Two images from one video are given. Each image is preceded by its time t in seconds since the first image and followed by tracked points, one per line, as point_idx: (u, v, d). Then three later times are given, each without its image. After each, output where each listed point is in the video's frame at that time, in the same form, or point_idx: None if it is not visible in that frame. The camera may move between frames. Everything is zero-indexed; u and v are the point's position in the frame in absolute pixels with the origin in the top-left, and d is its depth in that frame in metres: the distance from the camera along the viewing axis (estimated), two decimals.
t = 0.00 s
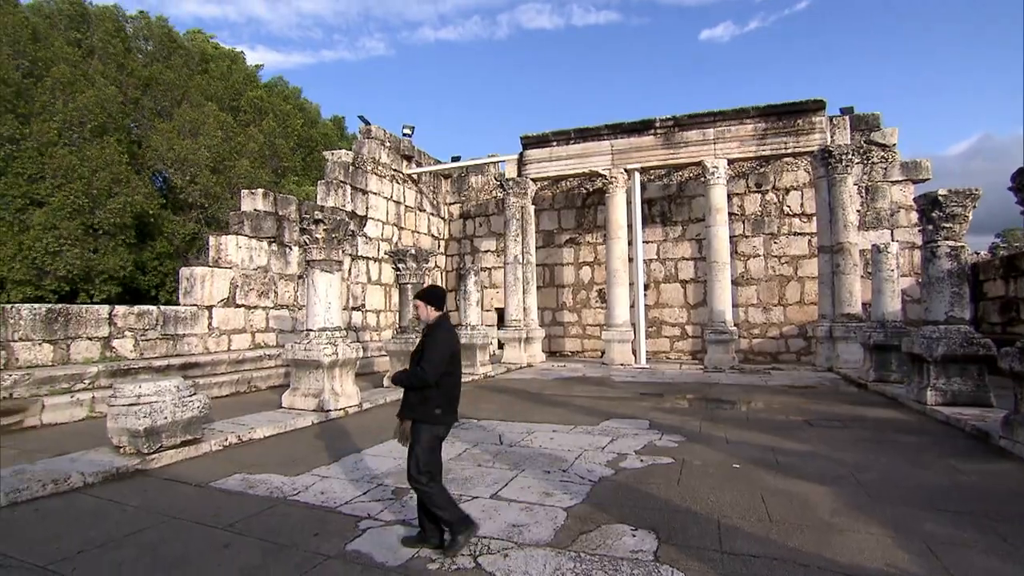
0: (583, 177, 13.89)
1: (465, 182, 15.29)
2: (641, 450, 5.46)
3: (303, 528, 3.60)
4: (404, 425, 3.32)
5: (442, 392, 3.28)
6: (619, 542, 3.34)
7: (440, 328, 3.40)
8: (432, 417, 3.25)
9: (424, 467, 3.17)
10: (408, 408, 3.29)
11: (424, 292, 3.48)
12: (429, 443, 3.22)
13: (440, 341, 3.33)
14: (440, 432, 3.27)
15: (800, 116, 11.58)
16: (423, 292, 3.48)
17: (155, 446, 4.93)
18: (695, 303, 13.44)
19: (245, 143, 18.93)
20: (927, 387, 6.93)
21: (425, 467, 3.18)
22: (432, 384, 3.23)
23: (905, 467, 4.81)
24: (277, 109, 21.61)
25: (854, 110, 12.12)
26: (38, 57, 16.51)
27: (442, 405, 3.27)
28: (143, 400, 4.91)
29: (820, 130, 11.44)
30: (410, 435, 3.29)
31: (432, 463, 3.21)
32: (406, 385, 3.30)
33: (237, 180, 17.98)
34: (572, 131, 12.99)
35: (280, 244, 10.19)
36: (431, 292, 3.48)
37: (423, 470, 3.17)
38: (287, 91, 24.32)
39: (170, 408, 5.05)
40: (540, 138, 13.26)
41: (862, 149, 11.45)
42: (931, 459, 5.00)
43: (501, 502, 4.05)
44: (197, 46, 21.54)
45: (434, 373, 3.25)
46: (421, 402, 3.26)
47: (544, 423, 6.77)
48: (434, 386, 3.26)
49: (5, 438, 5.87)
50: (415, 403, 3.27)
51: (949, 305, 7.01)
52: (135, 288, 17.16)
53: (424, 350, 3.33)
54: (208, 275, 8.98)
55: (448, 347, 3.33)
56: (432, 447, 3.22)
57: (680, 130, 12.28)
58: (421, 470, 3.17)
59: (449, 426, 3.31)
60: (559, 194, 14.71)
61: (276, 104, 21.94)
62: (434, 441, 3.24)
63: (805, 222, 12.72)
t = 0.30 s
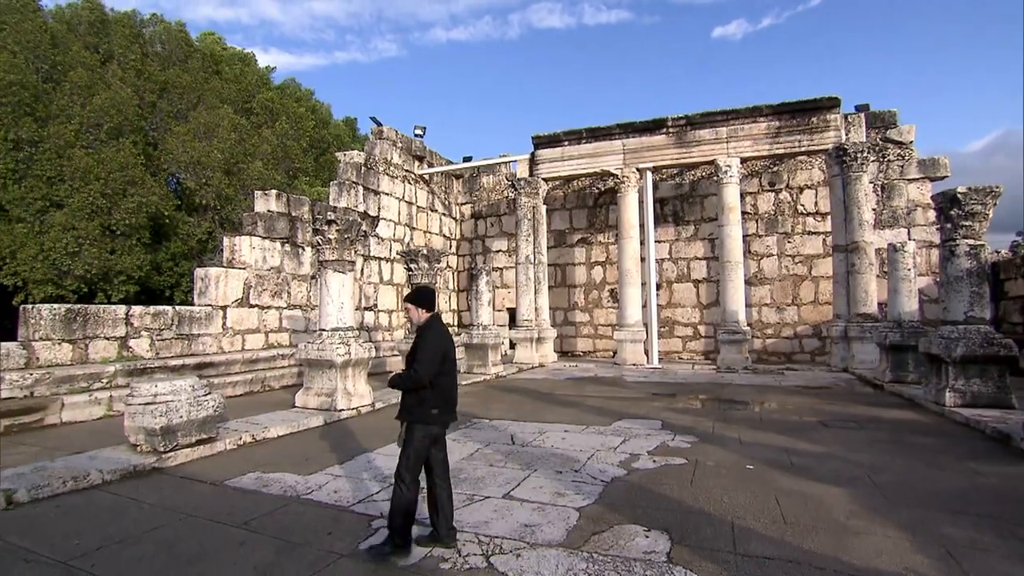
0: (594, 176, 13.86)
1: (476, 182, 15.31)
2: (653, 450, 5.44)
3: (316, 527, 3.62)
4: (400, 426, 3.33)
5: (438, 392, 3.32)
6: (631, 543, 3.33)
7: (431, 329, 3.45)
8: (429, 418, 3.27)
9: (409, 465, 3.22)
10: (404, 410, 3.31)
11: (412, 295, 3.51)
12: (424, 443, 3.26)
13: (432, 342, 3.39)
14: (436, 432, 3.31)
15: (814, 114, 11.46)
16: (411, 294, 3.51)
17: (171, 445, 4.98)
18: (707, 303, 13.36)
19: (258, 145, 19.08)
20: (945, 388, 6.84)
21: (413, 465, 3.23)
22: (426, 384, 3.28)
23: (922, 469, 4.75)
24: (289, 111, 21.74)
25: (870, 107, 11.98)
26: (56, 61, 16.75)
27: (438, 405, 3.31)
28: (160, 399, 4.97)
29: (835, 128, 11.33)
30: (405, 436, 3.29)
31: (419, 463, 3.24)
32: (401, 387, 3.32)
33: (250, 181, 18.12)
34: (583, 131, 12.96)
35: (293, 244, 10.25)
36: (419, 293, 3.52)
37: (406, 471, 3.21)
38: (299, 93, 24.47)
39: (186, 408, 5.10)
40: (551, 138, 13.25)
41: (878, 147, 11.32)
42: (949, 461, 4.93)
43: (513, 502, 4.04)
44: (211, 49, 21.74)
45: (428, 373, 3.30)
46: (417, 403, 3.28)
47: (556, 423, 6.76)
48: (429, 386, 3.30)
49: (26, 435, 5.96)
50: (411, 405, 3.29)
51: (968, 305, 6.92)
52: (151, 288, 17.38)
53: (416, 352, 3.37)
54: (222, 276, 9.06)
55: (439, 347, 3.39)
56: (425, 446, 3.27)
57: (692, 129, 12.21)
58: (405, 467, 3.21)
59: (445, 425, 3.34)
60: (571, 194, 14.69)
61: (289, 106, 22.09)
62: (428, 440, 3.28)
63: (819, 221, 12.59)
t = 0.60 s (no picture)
0: (605, 176, 13.82)
1: (487, 182, 15.32)
2: (666, 450, 5.41)
3: (328, 526, 3.64)
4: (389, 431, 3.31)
5: (426, 400, 3.28)
6: (643, 543, 3.32)
7: (424, 335, 3.41)
8: (416, 424, 3.24)
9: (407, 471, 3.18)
10: (392, 415, 3.28)
11: (407, 297, 3.47)
12: (413, 450, 3.23)
13: (424, 348, 3.35)
14: (426, 439, 3.27)
15: (828, 111, 11.35)
16: (405, 296, 3.47)
17: (186, 443, 5.03)
18: (719, 302, 13.28)
19: (271, 146, 19.22)
20: (964, 389, 6.76)
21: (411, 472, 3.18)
22: (416, 392, 3.24)
23: (939, 471, 4.69)
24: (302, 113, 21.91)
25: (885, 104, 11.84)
26: (74, 66, 17.00)
27: (427, 412, 3.27)
28: (175, 398, 5.01)
29: (849, 126, 11.20)
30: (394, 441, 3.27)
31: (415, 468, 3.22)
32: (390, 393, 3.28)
33: (263, 182, 18.27)
34: (594, 130, 12.92)
35: (305, 245, 10.32)
36: (413, 296, 3.47)
37: (404, 476, 3.17)
38: (312, 94, 24.64)
39: (200, 407, 5.15)
40: (562, 138, 13.23)
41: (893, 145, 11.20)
42: (967, 464, 4.86)
43: (525, 502, 4.04)
44: (225, 52, 21.93)
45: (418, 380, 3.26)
46: (406, 410, 3.25)
47: (567, 423, 6.75)
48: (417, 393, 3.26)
49: (45, 433, 6.05)
50: (400, 411, 3.26)
51: (987, 304, 6.85)
52: (166, 288, 17.60)
53: (407, 358, 3.33)
54: (235, 276, 9.14)
55: (431, 354, 3.34)
56: (415, 452, 3.23)
57: (704, 128, 12.14)
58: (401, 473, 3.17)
59: (434, 432, 3.30)
60: (582, 193, 14.66)
61: (301, 107, 22.25)
62: (417, 447, 3.24)
63: (833, 220, 12.46)
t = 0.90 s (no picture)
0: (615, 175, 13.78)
1: (497, 181, 15.33)
2: (676, 451, 5.39)
3: (339, 524, 3.65)
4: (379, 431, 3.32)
5: (415, 400, 3.29)
6: (654, 544, 3.31)
7: (412, 335, 3.42)
8: (406, 425, 3.25)
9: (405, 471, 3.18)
10: (382, 416, 3.29)
11: (395, 297, 3.47)
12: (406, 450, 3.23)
13: (412, 349, 3.35)
14: (416, 439, 3.28)
15: (840, 109, 11.24)
16: (393, 295, 3.47)
17: (199, 442, 5.08)
18: (730, 302, 13.21)
19: (282, 147, 19.32)
20: (980, 390, 6.67)
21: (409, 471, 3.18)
22: (405, 393, 3.25)
23: (955, 474, 4.62)
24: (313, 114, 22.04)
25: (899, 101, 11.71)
26: (89, 69, 17.22)
27: (417, 413, 3.29)
28: (187, 397, 5.05)
29: (862, 123, 11.08)
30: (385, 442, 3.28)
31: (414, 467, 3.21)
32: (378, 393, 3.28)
33: (274, 183, 18.39)
34: (604, 129, 12.89)
35: (316, 245, 10.38)
36: (401, 295, 3.48)
37: (403, 475, 3.17)
38: (322, 95, 24.77)
39: (212, 406, 5.19)
40: (572, 137, 13.22)
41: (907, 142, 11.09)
42: (983, 466, 4.80)
43: (535, 502, 4.04)
44: (236, 54, 22.08)
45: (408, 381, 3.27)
46: (396, 410, 3.26)
47: (577, 423, 6.74)
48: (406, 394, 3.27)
49: (61, 431, 6.12)
50: (390, 412, 3.27)
51: (1005, 303, 6.75)
52: (179, 288, 17.76)
53: (396, 358, 3.34)
54: (246, 277, 9.20)
55: (420, 355, 3.35)
56: (408, 452, 3.23)
57: (715, 126, 12.07)
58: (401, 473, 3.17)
59: (424, 432, 3.32)
60: (592, 192, 14.62)
61: (312, 108, 22.37)
62: (409, 448, 3.25)
63: (845, 219, 12.35)
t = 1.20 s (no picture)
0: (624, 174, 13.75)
1: (505, 181, 15.33)
2: (686, 450, 5.37)
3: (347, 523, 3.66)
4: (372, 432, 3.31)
5: (407, 399, 3.29)
6: (664, 544, 3.30)
7: (401, 334, 3.42)
8: (399, 425, 3.25)
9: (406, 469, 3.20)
10: (375, 417, 3.28)
11: (383, 296, 3.47)
12: (403, 450, 3.24)
13: (402, 348, 3.36)
14: (410, 438, 3.28)
15: (852, 106, 11.14)
16: (380, 294, 3.47)
17: (209, 440, 5.11)
18: (740, 301, 13.14)
19: (291, 147, 19.41)
20: (995, 390, 6.61)
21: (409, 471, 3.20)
22: (398, 393, 3.25)
23: (968, 475, 4.57)
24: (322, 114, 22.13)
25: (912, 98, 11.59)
26: (103, 72, 17.41)
27: (410, 411, 3.29)
28: (198, 396, 5.09)
29: (874, 121, 10.99)
30: (381, 442, 3.28)
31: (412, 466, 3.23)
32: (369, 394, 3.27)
33: (284, 183, 18.49)
34: (612, 128, 12.85)
35: (325, 245, 10.42)
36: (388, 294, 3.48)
37: (404, 476, 3.18)
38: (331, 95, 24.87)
39: (223, 405, 5.23)
40: (580, 137, 13.19)
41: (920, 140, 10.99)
42: (998, 467, 4.75)
43: (544, 501, 4.04)
44: (247, 54, 22.20)
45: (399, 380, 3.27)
46: (388, 410, 3.25)
47: (586, 423, 6.73)
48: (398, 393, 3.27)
49: (75, 429, 6.19)
50: (382, 412, 3.26)
51: (1020, 302, 6.69)
52: (189, 287, 17.92)
53: (386, 358, 3.34)
54: (256, 276, 9.25)
55: (410, 353, 3.36)
56: (405, 451, 3.25)
57: (724, 124, 12.01)
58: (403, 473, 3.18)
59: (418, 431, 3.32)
60: (600, 191, 14.59)
61: (322, 109, 22.47)
62: (405, 448, 3.25)
63: (857, 217, 12.25)
